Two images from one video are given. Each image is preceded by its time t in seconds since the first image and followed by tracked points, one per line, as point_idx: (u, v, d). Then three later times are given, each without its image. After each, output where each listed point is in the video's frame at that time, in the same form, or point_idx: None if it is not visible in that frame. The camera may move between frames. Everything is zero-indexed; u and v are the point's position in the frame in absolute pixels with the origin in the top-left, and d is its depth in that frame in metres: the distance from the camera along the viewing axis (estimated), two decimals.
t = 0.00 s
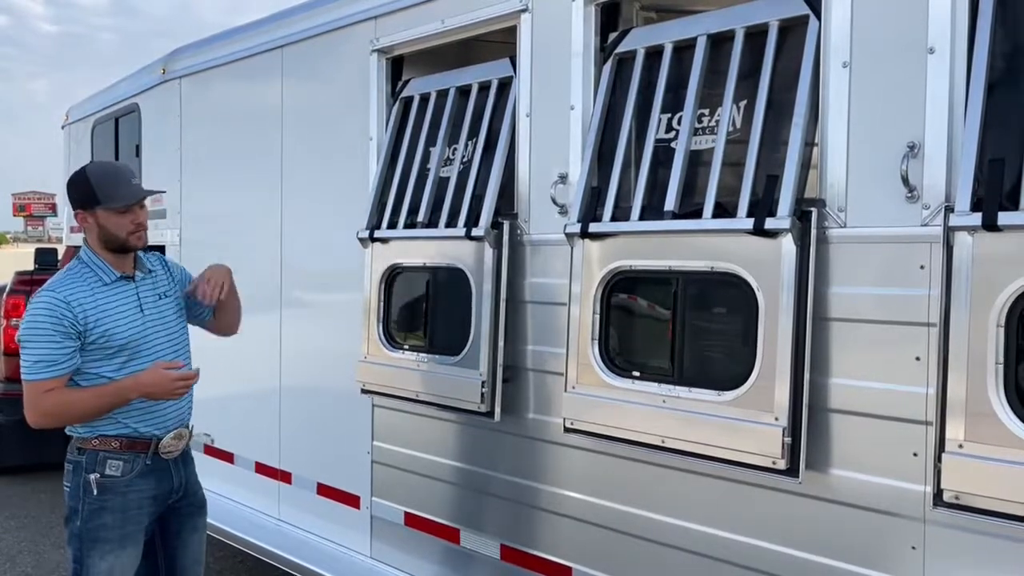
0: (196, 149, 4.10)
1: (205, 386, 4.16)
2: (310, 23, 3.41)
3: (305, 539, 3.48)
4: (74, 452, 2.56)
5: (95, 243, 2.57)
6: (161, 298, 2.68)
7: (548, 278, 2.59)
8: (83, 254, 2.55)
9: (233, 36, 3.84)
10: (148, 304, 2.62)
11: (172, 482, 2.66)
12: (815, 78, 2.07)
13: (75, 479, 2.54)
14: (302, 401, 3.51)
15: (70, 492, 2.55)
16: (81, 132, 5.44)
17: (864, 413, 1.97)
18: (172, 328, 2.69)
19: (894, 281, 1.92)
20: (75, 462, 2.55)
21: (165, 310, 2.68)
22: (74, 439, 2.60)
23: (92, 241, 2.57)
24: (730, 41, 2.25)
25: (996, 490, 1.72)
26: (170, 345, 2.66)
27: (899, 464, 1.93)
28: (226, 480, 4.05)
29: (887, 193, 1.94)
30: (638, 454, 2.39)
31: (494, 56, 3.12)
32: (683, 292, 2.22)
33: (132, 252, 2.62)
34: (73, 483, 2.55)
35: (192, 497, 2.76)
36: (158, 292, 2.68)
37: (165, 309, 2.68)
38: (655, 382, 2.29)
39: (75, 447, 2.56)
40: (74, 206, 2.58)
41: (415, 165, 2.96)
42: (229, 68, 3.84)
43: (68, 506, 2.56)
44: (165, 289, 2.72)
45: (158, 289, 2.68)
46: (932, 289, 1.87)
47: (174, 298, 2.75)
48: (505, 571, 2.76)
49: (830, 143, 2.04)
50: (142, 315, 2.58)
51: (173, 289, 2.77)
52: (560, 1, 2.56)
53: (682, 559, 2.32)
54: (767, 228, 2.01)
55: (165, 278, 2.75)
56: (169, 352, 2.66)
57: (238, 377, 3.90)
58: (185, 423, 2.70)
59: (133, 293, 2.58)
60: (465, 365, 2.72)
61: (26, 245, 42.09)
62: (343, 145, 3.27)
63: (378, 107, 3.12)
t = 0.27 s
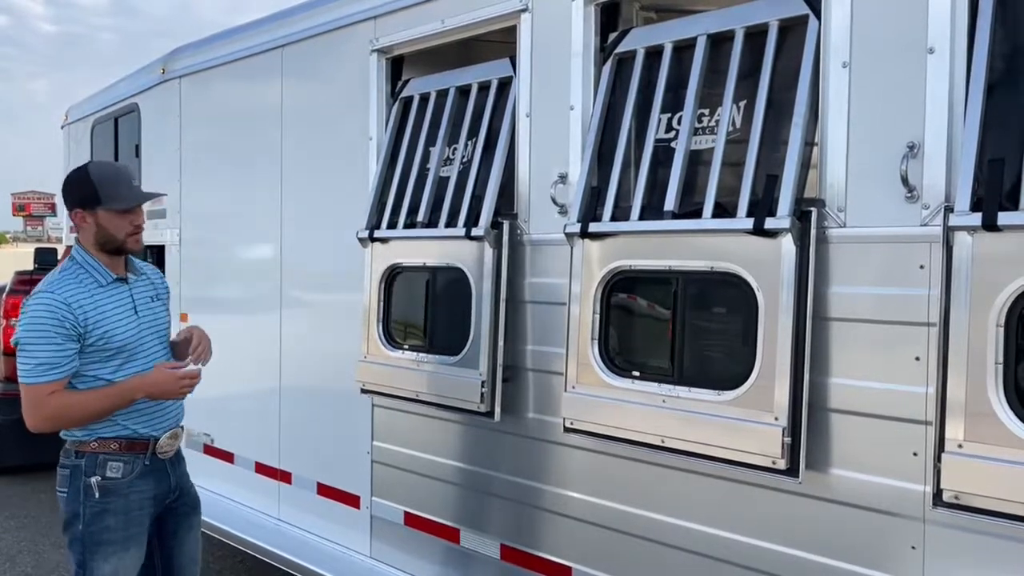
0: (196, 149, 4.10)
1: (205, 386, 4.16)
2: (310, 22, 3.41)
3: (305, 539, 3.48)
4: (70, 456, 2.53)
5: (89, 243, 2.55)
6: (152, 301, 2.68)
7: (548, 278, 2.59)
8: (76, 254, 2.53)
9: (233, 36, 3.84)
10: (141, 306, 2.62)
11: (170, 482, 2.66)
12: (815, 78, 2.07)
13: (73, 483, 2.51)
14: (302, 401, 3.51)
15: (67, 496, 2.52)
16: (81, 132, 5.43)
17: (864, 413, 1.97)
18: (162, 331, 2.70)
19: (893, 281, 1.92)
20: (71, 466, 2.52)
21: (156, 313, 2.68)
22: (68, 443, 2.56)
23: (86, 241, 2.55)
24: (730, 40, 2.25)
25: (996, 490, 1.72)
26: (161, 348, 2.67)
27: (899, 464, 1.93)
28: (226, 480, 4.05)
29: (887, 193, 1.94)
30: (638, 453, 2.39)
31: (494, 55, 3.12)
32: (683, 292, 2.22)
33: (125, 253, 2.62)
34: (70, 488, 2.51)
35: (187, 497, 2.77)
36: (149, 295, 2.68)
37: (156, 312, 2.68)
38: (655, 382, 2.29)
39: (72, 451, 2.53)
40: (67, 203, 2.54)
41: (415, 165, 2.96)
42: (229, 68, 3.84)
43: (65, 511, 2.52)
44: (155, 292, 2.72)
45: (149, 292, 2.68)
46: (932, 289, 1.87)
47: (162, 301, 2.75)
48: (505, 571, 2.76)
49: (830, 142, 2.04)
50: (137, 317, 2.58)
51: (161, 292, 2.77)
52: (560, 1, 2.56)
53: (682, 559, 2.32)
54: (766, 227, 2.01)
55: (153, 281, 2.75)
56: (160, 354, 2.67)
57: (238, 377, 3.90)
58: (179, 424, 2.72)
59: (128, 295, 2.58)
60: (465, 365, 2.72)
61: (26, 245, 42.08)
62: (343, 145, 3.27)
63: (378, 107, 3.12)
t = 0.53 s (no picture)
0: (195, 149, 4.10)
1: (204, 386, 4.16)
2: (309, 22, 3.41)
3: (305, 540, 3.48)
4: (58, 464, 2.49)
5: (82, 244, 2.52)
6: (140, 304, 2.66)
7: (547, 278, 2.59)
8: (68, 256, 2.49)
9: (232, 36, 3.84)
10: (132, 309, 2.60)
11: (158, 485, 2.66)
12: (814, 78, 2.07)
13: (64, 491, 2.48)
14: (301, 401, 3.51)
15: (58, 505, 2.48)
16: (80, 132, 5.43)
17: (863, 413, 1.97)
18: (150, 335, 2.69)
19: (892, 281, 1.92)
20: (60, 474, 2.49)
21: (144, 317, 2.66)
22: (54, 450, 2.52)
23: (76, 241, 2.52)
24: (729, 41, 2.25)
25: (995, 490, 1.72)
26: (148, 352, 2.66)
27: (897, 464, 1.93)
28: (226, 481, 4.04)
29: (886, 193, 1.94)
30: (636, 453, 2.39)
31: (493, 56, 3.12)
32: (681, 293, 2.22)
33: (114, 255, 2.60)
34: (61, 496, 2.48)
35: (172, 499, 2.76)
36: (137, 297, 2.66)
37: (144, 315, 2.67)
38: (653, 382, 2.29)
39: (60, 458, 2.50)
40: (58, 204, 2.50)
41: (414, 165, 2.96)
42: (229, 68, 3.84)
43: (55, 520, 2.49)
44: (142, 295, 2.69)
45: (137, 294, 2.66)
46: (930, 289, 1.87)
47: (148, 304, 2.73)
48: (505, 572, 2.76)
49: (828, 142, 2.04)
50: (128, 321, 2.56)
51: (146, 297, 2.74)
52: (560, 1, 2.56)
53: (680, 559, 2.32)
54: (765, 228, 2.01)
55: (139, 283, 2.72)
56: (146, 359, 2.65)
57: (237, 378, 3.90)
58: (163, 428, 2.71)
59: (120, 298, 2.56)
60: (464, 365, 2.72)
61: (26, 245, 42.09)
62: (342, 145, 3.27)
63: (377, 107, 3.12)
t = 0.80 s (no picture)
0: (195, 149, 4.11)
1: (204, 386, 4.16)
2: (309, 23, 3.41)
3: (305, 540, 3.48)
4: (46, 470, 2.47)
5: (79, 244, 2.50)
6: (133, 307, 2.64)
7: (547, 278, 2.59)
8: (64, 257, 2.47)
9: (232, 36, 3.84)
10: (125, 312, 2.59)
11: (148, 486, 2.64)
12: (813, 78, 2.07)
13: (52, 497, 2.46)
14: (301, 401, 3.51)
15: (47, 511, 2.46)
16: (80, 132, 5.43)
17: (861, 413, 1.98)
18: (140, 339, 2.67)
19: (891, 282, 1.93)
20: (48, 480, 2.47)
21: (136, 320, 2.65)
22: (40, 456, 2.49)
23: (73, 241, 2.50)
24: (728, 41, 2.26)
25: (993, 490, 1.73)
26: (136, 357, 2.64)
27: (897, 465, 1.93)
28: (226, 481, 4.05)
29: (885, 194, 1.95)
30: (636, 454, 2.39)
31: (493, 56, 3.12)
32: (681, 293, 2.23)
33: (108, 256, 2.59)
34: (50, 502, 2.46)
35: (162, 499, 2.75)
36: (130, 300, 2.64)
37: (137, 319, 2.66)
38: (653, 383, 2.30)
39: (48, 464, 2.47)
40: (57, 202, 2.48)
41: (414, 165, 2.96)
42: (229, 68, 3.85)
43: (45, 526, 2.47)
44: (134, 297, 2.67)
45: (130, 297, 2.64)
46: (929, 290, 1.87)
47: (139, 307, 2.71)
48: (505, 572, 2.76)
49: (827, 143, 2.04)
50: (122, 325, 2.55)
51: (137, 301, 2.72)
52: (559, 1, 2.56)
53: (680, 559, 2.33)
54: (764, 228, 2.01)
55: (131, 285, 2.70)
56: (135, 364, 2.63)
57: (237, 378, 3.90)
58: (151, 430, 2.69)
59: (115, 301, 2.55)
60: (464, 366, 2.72)
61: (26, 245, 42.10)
62: (342, 145, 3.27)
63: (377, 108, 3.12)
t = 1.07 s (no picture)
0: (195, 149, 4.11)
1: (204, 387, 4.16)
2: (309, 23, 3.41)
3: (305, 540, 3.48)
4: (44, 470, 2.47)
5: (86, 244, 2.50)
6: (131, 307, 2.64)
7: (547, 278, 2.59)
8: (66, 257, 2.47)
9: (232, 37, 3.85)
10: (122, 312, 2.58)
11: (146, 486, 2.65)
12: (813, 79, 2.07)
13: (50, 498, 2.46)
14: (301, 401, 3.51)
15: (44, 512, 2.46)
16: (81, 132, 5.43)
17: (861, 414, 1.98)
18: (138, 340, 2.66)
19: (890, 282, 1.93)
20: (45, 480, 2.46)
21: (134, 320, 2.64)
22: (38, 455, 2.48)
23: (81, 241, 2.50)
24: (728, 42, 2.26)
25: (993, 490, 1.73)
26: (133, 358, 2.63)
27: (896, 465, 1.94)
28: (226, 481, 4.05)
29: (884, 194, 1.95)
30: (636, 454, 2.40)
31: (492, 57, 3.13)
32: (680, 293, 2.23)
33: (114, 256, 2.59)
34: (47, 503, 2.46)
35: (159, 498, 2.75)
36: (127, 300, 2.63)
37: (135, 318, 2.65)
38: (652, 383, 2.30)
39: (45, 464, 2.47)
40: (65, 202, 2.48)
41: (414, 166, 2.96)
42: (229, 69, 3.85)
43: (42, 526, 2.47)
44: (132, 298, 2.67)
45: (129, 298, 2.63)
46: (928, 290, 1.87)
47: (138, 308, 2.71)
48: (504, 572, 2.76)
49: (827, 144, 2.04)
50: (119, 325, 2.54)
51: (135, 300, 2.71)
52: (559, 2, 2.56)
53: (679, 559, 2.33)
54: (764, 229, 2.01)
55: (131, 286, 2.70)
56: (133, 364, 2.62)
57: (237, 378, 3.90)
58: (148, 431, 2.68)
59: (112, 301, 2.53)
60: (464, 366, 2.73)
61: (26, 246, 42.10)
62: (342, 145, 3.27)
63: (377, 108, 3.13)
